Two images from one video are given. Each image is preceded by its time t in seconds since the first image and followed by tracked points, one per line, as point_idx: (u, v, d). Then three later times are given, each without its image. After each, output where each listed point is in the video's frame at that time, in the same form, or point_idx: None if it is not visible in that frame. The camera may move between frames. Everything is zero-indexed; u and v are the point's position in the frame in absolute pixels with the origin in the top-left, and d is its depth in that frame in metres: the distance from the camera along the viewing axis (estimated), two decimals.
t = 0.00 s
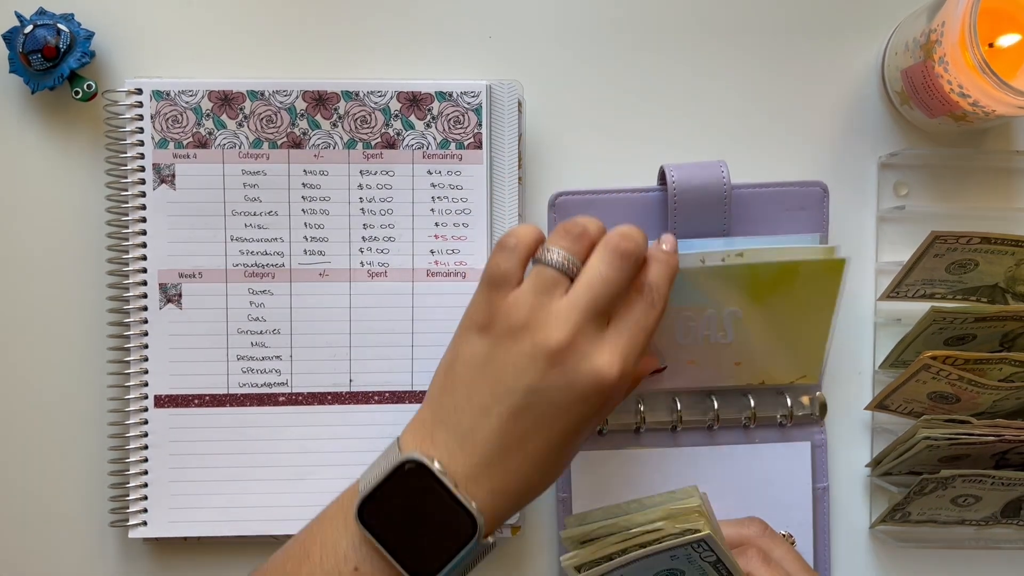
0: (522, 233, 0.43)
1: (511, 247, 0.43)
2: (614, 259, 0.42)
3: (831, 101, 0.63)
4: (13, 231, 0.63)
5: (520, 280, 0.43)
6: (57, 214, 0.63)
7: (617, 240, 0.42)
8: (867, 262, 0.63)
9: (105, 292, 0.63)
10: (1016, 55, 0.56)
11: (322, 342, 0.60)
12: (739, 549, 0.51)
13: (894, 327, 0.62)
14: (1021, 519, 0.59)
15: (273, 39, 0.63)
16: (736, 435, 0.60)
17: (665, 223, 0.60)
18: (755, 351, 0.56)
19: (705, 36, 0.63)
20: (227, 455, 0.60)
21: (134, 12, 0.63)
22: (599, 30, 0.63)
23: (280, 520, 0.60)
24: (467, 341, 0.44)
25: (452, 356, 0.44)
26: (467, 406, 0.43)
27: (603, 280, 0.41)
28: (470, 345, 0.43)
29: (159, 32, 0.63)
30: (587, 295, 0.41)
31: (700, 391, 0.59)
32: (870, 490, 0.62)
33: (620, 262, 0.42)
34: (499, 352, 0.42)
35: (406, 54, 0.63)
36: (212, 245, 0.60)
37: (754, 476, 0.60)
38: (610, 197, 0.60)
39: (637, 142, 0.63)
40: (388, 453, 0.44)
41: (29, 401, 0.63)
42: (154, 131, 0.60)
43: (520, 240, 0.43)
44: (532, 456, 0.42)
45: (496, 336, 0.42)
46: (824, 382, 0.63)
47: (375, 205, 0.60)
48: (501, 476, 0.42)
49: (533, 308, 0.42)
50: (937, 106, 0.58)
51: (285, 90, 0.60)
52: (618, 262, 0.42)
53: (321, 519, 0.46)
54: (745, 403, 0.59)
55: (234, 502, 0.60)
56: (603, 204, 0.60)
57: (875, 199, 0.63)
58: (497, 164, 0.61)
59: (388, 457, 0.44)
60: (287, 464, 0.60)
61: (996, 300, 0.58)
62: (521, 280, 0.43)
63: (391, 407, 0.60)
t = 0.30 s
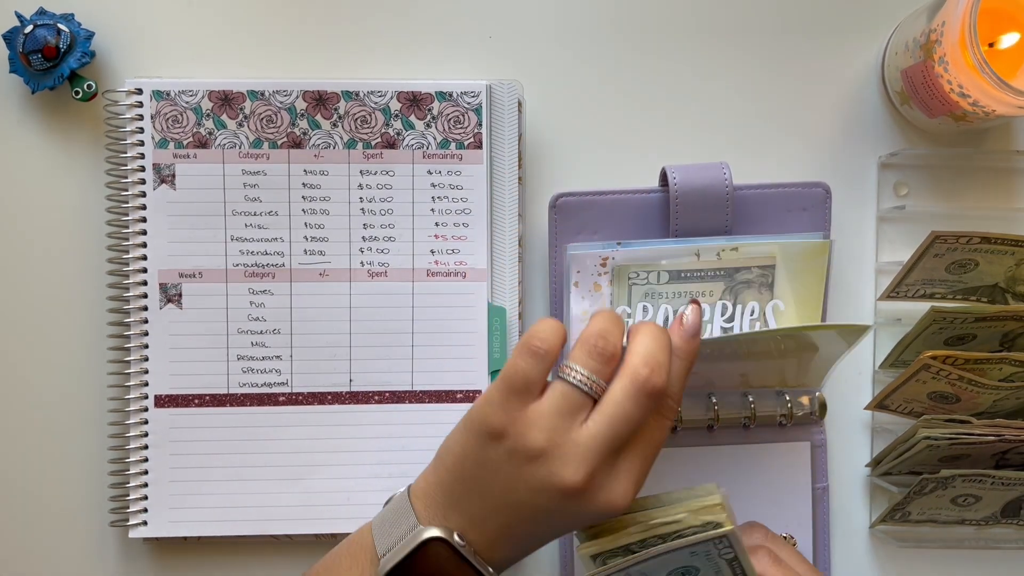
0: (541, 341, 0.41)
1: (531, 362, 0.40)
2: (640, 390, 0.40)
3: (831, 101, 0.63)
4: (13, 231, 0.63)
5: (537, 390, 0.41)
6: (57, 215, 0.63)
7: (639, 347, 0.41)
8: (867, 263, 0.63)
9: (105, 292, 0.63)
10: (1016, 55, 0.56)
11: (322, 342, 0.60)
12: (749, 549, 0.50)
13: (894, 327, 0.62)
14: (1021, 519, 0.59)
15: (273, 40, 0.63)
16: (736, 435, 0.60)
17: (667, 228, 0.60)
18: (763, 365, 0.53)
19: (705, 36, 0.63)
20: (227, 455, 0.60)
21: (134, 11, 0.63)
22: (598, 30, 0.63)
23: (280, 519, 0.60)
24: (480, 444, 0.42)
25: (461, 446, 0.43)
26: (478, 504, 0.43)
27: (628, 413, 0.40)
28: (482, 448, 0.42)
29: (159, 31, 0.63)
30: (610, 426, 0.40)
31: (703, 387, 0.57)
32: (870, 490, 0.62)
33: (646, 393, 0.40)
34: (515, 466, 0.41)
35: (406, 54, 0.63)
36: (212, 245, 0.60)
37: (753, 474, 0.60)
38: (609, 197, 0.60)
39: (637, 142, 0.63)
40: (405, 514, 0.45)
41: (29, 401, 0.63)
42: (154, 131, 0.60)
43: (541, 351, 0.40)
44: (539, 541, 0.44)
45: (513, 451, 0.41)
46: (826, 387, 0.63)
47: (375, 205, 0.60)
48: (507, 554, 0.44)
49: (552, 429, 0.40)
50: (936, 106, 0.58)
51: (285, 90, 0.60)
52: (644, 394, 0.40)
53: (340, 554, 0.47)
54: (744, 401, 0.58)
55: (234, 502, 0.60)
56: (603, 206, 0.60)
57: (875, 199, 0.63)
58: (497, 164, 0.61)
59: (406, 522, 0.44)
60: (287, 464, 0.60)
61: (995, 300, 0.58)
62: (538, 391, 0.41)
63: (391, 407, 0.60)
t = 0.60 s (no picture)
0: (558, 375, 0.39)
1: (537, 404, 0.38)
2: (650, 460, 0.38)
3: (831, 101, 0.64)
4: (13, 232, 0.63)
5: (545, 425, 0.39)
6: (57, 215, 0.63)
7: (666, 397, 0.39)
8: (867, 263, 0.63)
9: (105, 292, 0.63)
10: (1016, 55, 0.56)
11: (322, 342, 0.60)
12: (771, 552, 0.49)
13: (894, 327, 0.62)
14: (1021, 519, 0.59)
15: (273, 40, 0.63)
16: (736, 436, 0.60)
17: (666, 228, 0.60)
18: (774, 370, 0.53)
19: (705, 36, 0.63)
20: (227, 455, 0.60)
21: (134, 12, 0.63)
22: (598, 30, 0.63)
23: (280, 519, 0.60)
24: (480, 469, 0.41)
25: (463, 464, 0.42)
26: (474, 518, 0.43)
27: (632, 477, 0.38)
28: (483, 474, 0.41)
29: (159, 32, 0.63)
30: (613, 486, 0.39)
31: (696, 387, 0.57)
32: (870, 489, 0.63)
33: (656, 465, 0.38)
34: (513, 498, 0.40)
35: (406, 54, 0.63)
36: (212, 245, 0.60)
37: (754, 476, 0.60)
38: (608, 197, 0.60)
39: (638, 143, 0.63)
40: (405, 510, 0.45)
41: (29, 400, 0.63)
42: (154, 131, 0.60)
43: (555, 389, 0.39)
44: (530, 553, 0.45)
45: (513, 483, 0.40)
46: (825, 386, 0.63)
47: (375, 205, 0.60)
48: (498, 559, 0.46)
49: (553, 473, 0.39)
50: (936, 106, 0.58)
51: (285, 90, 0.60)
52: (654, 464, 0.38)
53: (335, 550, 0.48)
54: (743, 401, 0.58)
55: (234, 501, 0.60)
56: (602, 205, 0.60)
57: (875, 199, 0.63)
58: (497, 164, 0.61)
59: (407, 519, 0.45)
60: (287, 464, 0.60)
61: (995, 300, 0.58)
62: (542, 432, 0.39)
63: (392, 407, 0.60)
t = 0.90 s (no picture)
0: (551, 387, 0.40)
1: (541, 408, 0.40)
2: (649, 475, 0.40)
3: (831, 102, 0.64)
4: (14, 232, 0.63)
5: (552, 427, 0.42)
6: (58, 215, 0.63)
7: (670, 411, 0.40)
8: (867, 263, 0.63)
9: (106, 292, 0.63)
10: (1016, 55, 0.56)
11: (321, 342, 0.60)
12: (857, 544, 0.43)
13: (895, 327, 0.62)
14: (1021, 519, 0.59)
15: (273, 40, 0.63)
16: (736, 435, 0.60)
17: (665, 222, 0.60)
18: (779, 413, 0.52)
19: (705, 36, 0.63)
20: (227, 455, 0.60)
21: (134, 12, 0.63)
22: (598, 31, 0.63)
23: (280, 519, 0.60)
24: (480, 458, 0.43)
25: (467, 457, 0.44)
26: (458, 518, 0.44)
27: (625, 485, 0.40)
28: (483, 464, 0.43)
29: (160, 32, 0.63)
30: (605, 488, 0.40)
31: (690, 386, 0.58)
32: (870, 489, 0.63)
33: (654, 480, 0.40)
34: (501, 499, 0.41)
35: (406, 54, 0.63)
36: (212, 245, 0.60)
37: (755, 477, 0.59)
38: (607, 196, 0.60)
39: (638, 143, 0.63)
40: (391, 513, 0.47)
41: (29, 400, 0.63)
42: (154, 131, 0.60)
43: (551, 401, 0.40)
44: None
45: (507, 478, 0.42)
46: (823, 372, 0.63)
47: (375, 205, 0.60)
48: None
49: (548, 470, 0.41)
50: (937, 106, 0.58)
51: (285, 90, 0.60)
52: (650, 478, 0.40)
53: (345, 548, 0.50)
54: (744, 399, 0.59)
55: (234, 502, 0.60)
56: (602, 204, 0.60)
57: (875, 200, 0.63)
58: (497, 164, 0.61)
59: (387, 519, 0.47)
60: (287, 464, 0.60)
61: (995, 300, 0.58)
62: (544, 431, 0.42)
63: (392, 407, 0.60)
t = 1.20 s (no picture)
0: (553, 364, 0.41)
1: (536, 385, 0.41)
2: (634, 474, 0.39)
3: (830, 102, 0.64)
4: (14, 231, 0.63)
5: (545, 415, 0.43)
6: (58, 214, 0.63)
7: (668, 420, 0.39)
8: (866, 263, 0.63)
9: (105, 293, 0.63)
10: (1016, 56, 0.56)
11: (321, 342, 0.60)
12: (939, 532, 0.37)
13: (894, 327, 0.62)
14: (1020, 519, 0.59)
15: (273, 40, 0.63)
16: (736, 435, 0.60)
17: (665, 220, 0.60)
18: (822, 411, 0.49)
19: (704, 36, 0.63)
20: (226, 454, 0.60)
21: (133, 12, 0.63)
22: (598, 31, 0.63)
23: (280, 519, 0.60)
24: (478, 434, 0.45)
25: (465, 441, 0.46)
26: (445, 493, 0.45)
27: (608, 478, 0.39)
28: (473, 446, 0.45)
29: (160, 32, 0.63)
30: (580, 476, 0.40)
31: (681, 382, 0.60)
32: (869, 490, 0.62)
33: (639, 479, 0.39)
34: (484, 468, 0.41)
35: (405, 54, 0.63)
36: (212, 245, 0.60)
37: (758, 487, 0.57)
38: (607, 195, 0.60)
39: (637, 143, 0.63)
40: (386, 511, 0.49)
41: (29, 399, 0.63)
42: (154, 131, 0.60)
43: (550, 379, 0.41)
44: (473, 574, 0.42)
45: (494, 452, 0.42)
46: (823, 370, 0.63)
47: (375, 205, 0.60)
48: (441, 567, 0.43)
49: (535, 450, 0.42)
50: (936, 106, 0.58)
51: (285, 90, 0.60)
52: (635, 476, 0.39)
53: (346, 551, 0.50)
54: (746, 399, 0.60)
55: (234, 502, 0.60)
56: (604, 203, 0.60)
57: (875, 200, 0.63)
58: (497, 165, 0.61)
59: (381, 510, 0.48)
60: (286, 464, 0.60)
61: (995, 300, 0.58)
62: (539, 414, 0.43)
63: (391, 407, 0.60)
